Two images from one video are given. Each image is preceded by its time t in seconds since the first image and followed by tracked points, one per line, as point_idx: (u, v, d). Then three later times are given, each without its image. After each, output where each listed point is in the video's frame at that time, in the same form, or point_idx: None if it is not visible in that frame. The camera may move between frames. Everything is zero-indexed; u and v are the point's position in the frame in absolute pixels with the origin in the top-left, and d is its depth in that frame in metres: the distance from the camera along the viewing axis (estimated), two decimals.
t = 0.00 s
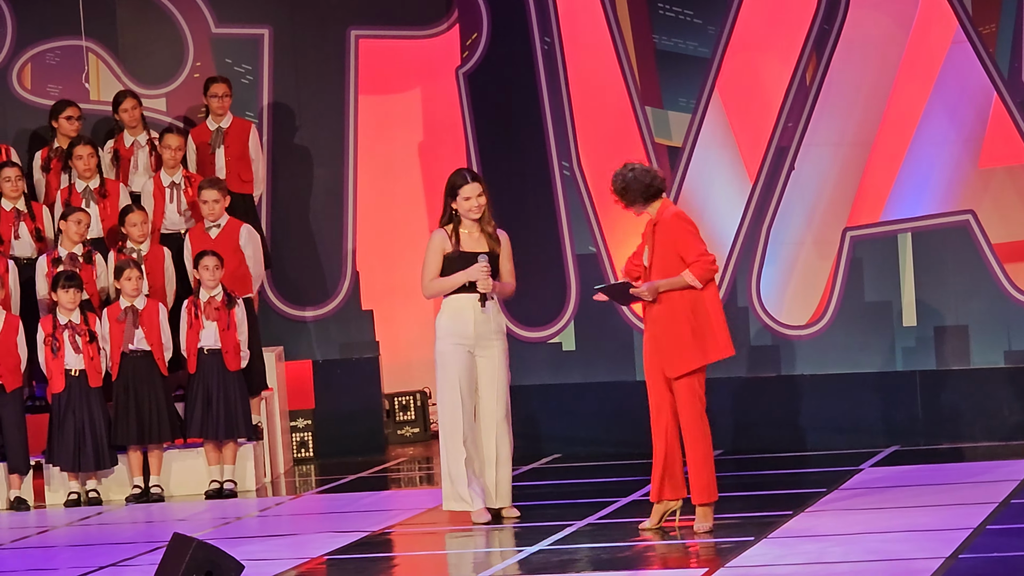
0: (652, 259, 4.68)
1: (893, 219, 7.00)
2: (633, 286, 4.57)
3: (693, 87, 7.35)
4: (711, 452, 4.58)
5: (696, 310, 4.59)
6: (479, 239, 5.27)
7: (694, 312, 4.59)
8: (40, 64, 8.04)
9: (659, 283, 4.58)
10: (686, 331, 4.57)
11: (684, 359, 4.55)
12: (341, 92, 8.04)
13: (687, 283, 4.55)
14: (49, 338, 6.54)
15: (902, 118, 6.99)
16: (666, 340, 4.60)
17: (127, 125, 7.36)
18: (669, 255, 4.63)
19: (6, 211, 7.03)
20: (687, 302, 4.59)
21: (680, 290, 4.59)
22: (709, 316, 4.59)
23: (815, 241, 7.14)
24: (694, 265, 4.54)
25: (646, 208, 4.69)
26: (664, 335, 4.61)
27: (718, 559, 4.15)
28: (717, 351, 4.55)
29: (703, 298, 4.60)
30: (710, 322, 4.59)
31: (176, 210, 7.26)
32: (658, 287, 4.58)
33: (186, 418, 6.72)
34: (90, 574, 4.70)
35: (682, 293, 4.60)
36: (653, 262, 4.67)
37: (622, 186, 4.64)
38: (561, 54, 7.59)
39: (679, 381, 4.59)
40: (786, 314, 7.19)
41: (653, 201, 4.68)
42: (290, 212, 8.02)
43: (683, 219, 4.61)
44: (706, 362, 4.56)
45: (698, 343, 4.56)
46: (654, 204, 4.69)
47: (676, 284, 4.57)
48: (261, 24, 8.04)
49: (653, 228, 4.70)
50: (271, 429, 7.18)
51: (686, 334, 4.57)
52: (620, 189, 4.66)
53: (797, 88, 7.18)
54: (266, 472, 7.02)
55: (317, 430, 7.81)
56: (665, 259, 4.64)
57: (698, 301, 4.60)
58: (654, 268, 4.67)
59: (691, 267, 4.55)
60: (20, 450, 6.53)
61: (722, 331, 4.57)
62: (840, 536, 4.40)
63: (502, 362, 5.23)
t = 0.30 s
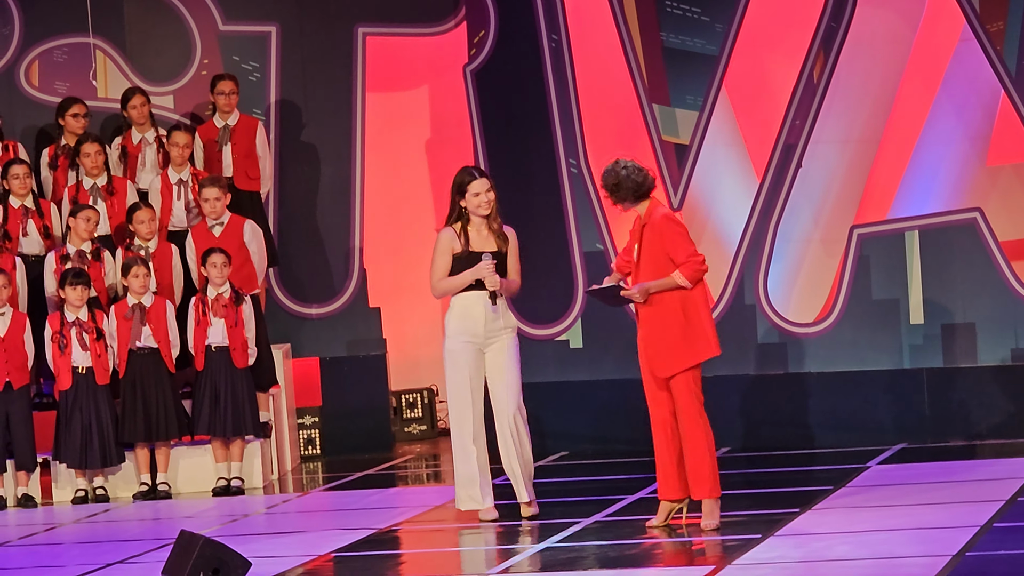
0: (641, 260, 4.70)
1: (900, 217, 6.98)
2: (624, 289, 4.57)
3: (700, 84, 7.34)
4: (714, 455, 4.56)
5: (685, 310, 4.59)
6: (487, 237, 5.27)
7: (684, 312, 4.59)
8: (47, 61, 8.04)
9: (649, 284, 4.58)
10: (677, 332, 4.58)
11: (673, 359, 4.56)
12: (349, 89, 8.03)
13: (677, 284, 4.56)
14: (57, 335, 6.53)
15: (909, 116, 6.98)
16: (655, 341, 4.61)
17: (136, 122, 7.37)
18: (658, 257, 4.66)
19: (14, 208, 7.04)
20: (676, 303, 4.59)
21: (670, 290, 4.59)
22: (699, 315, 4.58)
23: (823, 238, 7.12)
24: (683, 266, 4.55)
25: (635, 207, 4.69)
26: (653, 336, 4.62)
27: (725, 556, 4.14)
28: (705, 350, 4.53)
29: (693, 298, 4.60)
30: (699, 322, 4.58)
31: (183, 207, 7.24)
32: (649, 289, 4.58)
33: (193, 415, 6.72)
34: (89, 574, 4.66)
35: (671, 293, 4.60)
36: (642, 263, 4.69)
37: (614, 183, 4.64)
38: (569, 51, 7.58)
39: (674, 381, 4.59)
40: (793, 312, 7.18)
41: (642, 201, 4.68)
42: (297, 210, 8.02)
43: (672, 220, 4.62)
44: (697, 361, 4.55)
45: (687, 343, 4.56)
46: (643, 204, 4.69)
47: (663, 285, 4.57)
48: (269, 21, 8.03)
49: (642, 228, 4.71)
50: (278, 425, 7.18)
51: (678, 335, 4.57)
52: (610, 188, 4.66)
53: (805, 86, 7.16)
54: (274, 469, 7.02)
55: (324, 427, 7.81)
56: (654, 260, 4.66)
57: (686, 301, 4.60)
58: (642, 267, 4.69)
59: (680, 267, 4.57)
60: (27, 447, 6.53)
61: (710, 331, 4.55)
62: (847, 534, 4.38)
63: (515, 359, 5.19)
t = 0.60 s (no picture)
0: (643, 256, 4.72)
1: (910, 213, 6.95)
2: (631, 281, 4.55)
3: (710, 81, 7.32)
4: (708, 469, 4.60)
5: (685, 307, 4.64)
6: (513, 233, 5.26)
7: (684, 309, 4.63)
8: (57, 58, 8.02)
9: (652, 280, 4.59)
10: (677, 328, 4.61)
11: (670, 353, 4.60)
12: (359, 86, 8.03)
13: (680, 280, 4.60)
14: (66, 331, 6.53)
15: (919, 113, 6.94)
16: (653, 336, 4.65)
17: (147, 118, 7.37)
18: (661, 253, 4.69)
19: (25, 205, 7.04)
20: (677, 299, 4.63)
21: (673, 286, 4.63)
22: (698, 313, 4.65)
23: (832, 235, 7.10)
24: (688, 262, 4.60)
25: (638, 204, 4.73)
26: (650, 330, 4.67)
27: (735, 553, 4.12)
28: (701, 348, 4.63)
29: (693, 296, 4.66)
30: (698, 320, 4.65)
31: (194, 204, 7.23)
32: (653, 284, 4.59)
33: (203, 412, 6.71)
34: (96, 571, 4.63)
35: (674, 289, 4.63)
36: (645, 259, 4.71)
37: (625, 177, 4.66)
38: (579, 48, 7.56)
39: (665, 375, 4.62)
40: (803, 308, 7.16)
41: (646, 199, 4.71)
42: (307, 207, 8.01)
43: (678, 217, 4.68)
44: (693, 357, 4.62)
45: (686, 340, 4.62)
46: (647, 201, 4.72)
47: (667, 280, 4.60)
48: (279, 18, 8.02)
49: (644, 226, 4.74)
50: (288, 422, 7.17)
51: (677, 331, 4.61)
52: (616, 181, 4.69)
53: (814, 83, 7.13)
54: (284, 465, 7.02)
55: (334, 423, 7.80)
56: (656, 256, 4.69)
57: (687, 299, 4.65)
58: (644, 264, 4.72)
59: (684, 264, 4.62)
60: (37, 444, 6.53)
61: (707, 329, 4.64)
62: (857, 530, 4.36)
63: (535, 354, 5.15)
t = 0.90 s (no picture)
0: (654, 251, 4.73)
1: (924, 211, 6.92)
2: (644, 274, 4.53)
3: (725, 79, 7.29)
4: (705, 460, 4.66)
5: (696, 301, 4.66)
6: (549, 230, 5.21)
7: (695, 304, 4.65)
8: (72, 55, 8.01)
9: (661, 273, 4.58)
10: (687, 322, 4.62)
11: (680, 347, 4.60)
12: (373, 84, 8.02)
13: (692, 273, 4.61)
14: (80, 329, 6.54)
15: (933, 110, 6.91)
16: (662, 330, 4.66)
17: (162, 116, 7.37)
18: (672, 247, 4.70)
19: (39, 203, 7.05)
20: (687, 293, 4.65)
21: (684, 279, 4.63)
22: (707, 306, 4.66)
23: (847, 232, 7.07)
24: (699, 255, 4.62)
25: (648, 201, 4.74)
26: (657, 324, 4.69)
27: (749, 550, 4.10)
28: (713, 344, 4.61)
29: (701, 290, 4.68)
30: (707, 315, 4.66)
31: (208, 202, 7.24)
32: (666, 277, 4.57)
33: (217, 409, 6.71)
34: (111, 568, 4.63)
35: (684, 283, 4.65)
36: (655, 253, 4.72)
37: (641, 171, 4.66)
38: (593, 46, 7.54)
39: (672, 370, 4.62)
40: (818, 306, 7.13)
41: (655, 196, 4.72)
42: (321, 206, 8.00)
43: (688, 211, 4.69)
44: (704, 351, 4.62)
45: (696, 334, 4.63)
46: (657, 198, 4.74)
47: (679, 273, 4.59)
48: (292, 15, 8.01)
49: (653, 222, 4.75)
50: (303, 419, 7.16)
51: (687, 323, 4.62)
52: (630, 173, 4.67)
53: (828, 80, 7.10)
54: (298, 463, 7.01)
55: (348, 421, 7.78)
56: (667, 250, 4.70)
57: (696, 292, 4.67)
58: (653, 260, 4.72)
59: (696, 257, 4.63)
60: (51, 441, 6.53)
61: (719, 325, 4.63)
62: (870, 528, 4.33)
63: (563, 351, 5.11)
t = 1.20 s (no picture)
0: (665, 254, 4.68)
1: (942, 210, 6.88)
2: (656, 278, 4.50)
3: (743, 78, 7.25)
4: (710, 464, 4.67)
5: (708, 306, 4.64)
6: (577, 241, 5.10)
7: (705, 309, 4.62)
8: (90, 55, 8.02)
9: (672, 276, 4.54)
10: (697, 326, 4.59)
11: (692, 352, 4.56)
12: (392, 83, 8.00)
13: (703, 278, 4.57)
14: (98, 329, 6.54)
15: (951, 109, 6.86)
16: (673, 334, 4.62)
17: (182, 114, 7.39)
18: (685, 251, 4.67)
19: (57, 202, 7.07)
20: (698, 297, 4.60)
21: (695, 283, 4.59)
22: (716, 312, 4.65)
23: (865, 232, 7.02)
24: (711, 260, 4.59)
25: (662, 203, 4.70)
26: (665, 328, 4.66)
27: (767, 550, 4.06)
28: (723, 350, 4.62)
29: (711, 296, 4.64)
30: (717, 320, 4.64)
31: (227, 201, 7.25)
32: (678, 280, 4.54)
33: (235, 409, 6.71)
34: (130, 568, 4.62)
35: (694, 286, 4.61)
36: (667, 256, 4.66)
37: (660, 171, 4.63)
38: (611, 45, 7.51)
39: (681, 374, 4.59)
40: (836, 305, 7.09)
41: (669, 199, 4.69)
42: (339, 205, 7.99)
43: (702, 216, 4.67)
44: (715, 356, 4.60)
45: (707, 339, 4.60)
46: (670, 201, 4.71)
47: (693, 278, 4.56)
48: (311, 15, 8.01)
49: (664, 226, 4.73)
50: (321, 418, 7.15)
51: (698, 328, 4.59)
52: (649, 172, 4.64)
53: (846, 80, 7.05)
54: (316, 462, 7.00)
55: (366, 420, 7.77)
56: (679, 254, 4.66)
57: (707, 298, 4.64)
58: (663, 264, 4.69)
59: (708, 262, 4.60)
60: (70, 440, 6.53)
61: (727, 330, 4.64)
62: (889, 527, 4.29)
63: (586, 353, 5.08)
